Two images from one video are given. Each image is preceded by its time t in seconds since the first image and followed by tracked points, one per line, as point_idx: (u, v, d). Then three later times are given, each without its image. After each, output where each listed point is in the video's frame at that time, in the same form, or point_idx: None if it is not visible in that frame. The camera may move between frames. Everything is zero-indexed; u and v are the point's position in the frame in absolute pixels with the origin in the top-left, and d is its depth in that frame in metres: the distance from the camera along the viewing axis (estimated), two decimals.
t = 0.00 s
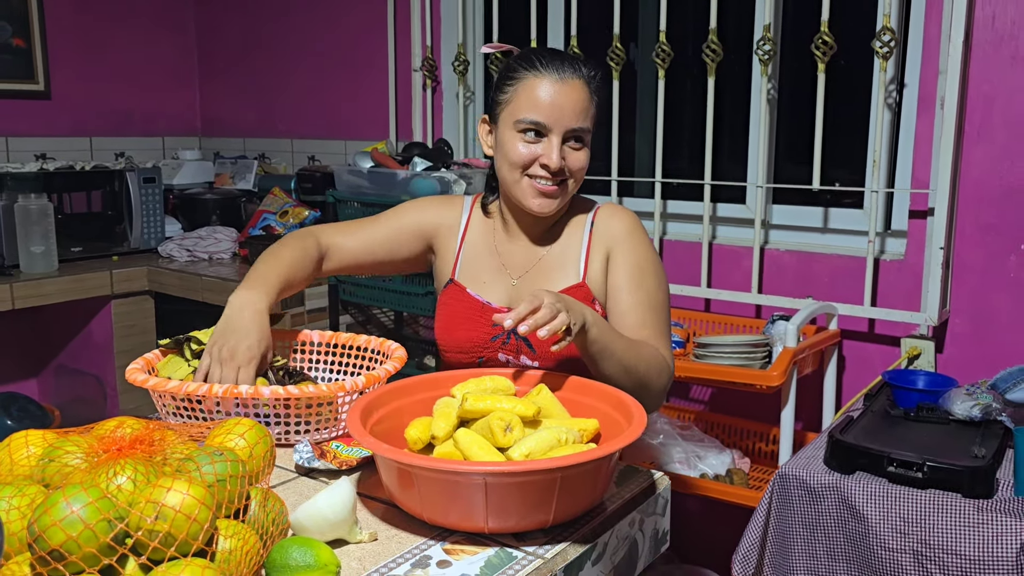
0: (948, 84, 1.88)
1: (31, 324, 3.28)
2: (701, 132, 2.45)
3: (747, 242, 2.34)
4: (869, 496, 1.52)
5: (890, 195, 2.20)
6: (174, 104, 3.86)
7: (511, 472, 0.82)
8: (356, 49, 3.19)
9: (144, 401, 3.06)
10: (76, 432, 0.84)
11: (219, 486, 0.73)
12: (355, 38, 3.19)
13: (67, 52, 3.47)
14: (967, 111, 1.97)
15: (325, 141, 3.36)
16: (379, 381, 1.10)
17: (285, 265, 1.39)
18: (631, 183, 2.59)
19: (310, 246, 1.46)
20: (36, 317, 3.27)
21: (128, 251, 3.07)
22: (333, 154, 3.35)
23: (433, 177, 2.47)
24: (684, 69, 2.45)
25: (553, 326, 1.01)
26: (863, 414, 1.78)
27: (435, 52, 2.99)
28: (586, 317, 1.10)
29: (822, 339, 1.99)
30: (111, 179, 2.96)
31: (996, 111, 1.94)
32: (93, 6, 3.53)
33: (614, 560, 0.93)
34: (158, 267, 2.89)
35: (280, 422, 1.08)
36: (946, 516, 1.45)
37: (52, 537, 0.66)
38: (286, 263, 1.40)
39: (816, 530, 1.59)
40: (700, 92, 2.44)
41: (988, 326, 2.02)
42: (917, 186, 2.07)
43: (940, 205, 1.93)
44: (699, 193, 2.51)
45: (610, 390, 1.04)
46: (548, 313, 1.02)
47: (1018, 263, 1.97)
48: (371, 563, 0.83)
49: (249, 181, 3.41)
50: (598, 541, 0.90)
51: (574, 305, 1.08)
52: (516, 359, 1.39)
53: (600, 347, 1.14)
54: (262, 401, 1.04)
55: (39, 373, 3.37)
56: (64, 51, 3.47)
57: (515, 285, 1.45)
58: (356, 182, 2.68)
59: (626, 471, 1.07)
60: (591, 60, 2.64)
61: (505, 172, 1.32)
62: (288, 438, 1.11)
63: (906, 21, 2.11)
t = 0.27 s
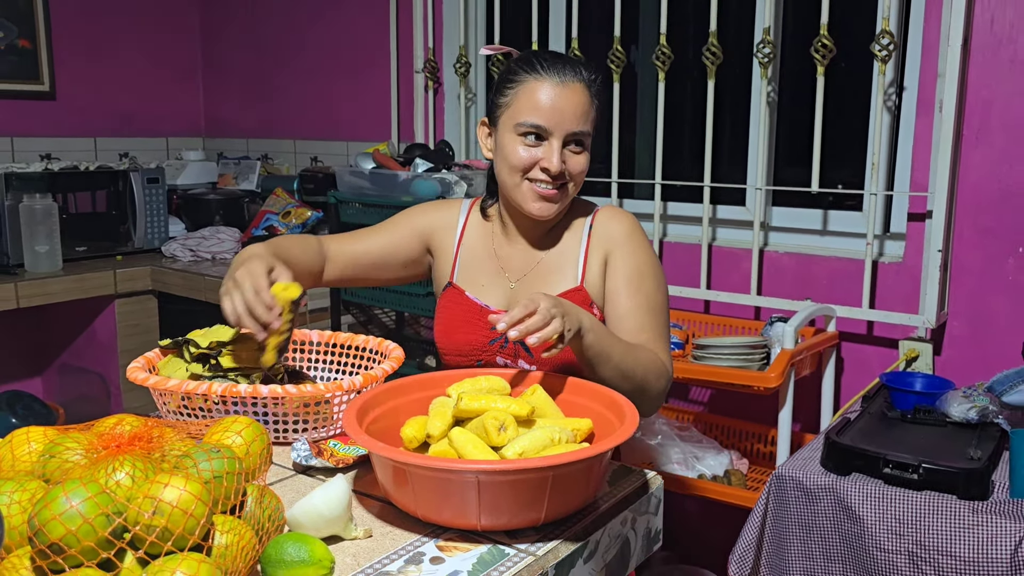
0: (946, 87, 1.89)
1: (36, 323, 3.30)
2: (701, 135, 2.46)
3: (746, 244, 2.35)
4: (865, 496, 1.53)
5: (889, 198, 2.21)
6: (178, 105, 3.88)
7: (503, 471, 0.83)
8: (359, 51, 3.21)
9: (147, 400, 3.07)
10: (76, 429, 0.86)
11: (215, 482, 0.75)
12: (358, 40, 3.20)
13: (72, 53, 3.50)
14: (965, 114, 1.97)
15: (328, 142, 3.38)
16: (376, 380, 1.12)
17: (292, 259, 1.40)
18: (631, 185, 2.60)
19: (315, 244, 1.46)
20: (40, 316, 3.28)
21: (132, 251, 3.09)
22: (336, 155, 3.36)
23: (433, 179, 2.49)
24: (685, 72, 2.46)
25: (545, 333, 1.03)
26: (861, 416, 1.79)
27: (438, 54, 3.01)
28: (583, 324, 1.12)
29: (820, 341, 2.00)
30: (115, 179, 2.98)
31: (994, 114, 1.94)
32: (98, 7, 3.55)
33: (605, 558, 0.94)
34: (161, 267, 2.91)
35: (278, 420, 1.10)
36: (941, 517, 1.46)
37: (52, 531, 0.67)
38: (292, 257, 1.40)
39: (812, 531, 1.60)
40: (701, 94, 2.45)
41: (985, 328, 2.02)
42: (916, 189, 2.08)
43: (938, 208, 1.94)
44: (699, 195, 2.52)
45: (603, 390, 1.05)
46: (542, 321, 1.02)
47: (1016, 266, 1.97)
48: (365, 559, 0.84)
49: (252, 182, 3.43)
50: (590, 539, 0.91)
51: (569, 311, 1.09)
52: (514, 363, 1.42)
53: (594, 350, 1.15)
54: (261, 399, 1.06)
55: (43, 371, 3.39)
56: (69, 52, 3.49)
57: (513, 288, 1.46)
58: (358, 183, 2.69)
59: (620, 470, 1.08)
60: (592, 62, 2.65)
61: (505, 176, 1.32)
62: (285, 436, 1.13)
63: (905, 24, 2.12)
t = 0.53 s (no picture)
0: (949, 89, 1.90)
1: (46, 321, 3.34)
2: (706, 136, 2.48)
3: (750, 244, 2.37)
4: (865, 495, 1.54)
5: (892, 199, 2.22)
6: (187, 105, 3.91)
7: (503, 465, 0.84)
8: (366, 51, 3.23)
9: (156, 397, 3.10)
10: (87, 422, 0.88)
11: (222, 474, 0.77)
12: (365, 41, 3.23)
13: (83, 54, 3.53)
14: (968, 116, 1.98)
15: (336, 142, 3.41)
16: (381, 377, 1.14)
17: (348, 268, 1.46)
18: (636, 186, 2.61)
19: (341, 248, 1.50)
20: (50, 313, 3.32)
21: (141, 249, 3.12)
22: (343, 155, 3.39)
23: (440, 178, 2.50)
24: (689, 73, 2.47)
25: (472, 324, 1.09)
26: (862, 416, 1.80)
27: (444, 55, 3.03)
28: (545, 308, 1.15)
29: (822, 341, 2.01)
30: (125, 179, 3.01)
31: (997, 117, 1.95)
32: (109, 8, 3.59)
33: (604, 552, 0.96)
34: (170, 266, 2.94)
35: (284, 416, 1.12)
36: (941, 516, 1.47)
37: (62, 520, 0.69)
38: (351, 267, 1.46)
39: (813, 529, 1.61)
40: (705, 96, 2.46)
41: (988, 329, 2.03)
42: (919, 190, 2.09)
43: (940, 209, 1.94)
44: (704, 196, 2.54)
45: (603, 387, 1.07)
46: (477, 293, 1.07)
47: (1018, 267, 1.98)
48: (368, 551, 0.86)
49: (260, 181, 3.46)
50: (588, 533, 0.93)
51: (528, 291, 1.12)
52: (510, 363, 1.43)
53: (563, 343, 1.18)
54: (267, 395, 1.08)
55: (53, 368, 3.43)
56: (80, 52, 3.52)
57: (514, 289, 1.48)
58: (365, 183, 2.71)
59: (620, 466, 1.10)
60: (597, 63, 2.67)
61: (507, 175, 1.34)
62: (291, 431, 1.14)
63: (908, 27, 2.13)
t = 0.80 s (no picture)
0: (943, 90, 1.91)
1: (48, 319, 3.35)
2: (703, 137, 2.49)
3: (746, 244, 2.38)
4: (859, 492, 1.56)
5: (888, 199, 2.24)
6: (189, 104, 3.93)
7: (497, 457, 0.86)
8: (366, 52, 3.25)
9: (157, 394, 3.12)
10: (88, 414, 0.89)
11: (220, 464, 0.79)
12: (366, 41, 3.25)
13: (85, 53, 3.55)
14: (962, 117, 2.00)
15: (336, 142, 3.42)
16: (377, 373, 1.16)
17: (358, 282, 1.38)
18: (634, 186, 2.63)
19: (352, 259, 1.42)
20: (52, 312, 3.34)
21: (143, 248, 3.14)
22: (343, 155, 3.40)
23: (439, 178, 2.51)
24: (687, 74, 2.48)
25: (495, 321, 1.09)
26: (857, 414, 1.81)
27: (444, 55, 3.04)
28: (562, 313, 1.15)
29: (819, 339, 2.02)
30: (127, 178, 3.03)
31: (991, 118, 1.97)
32: (111, 8, 3.61)
33: (596, 543, 0.98)
34: (171, 264, 2.96)
35: (282, 409, 1.14)
36: (933, 512, 1.49)
37: (64, 506, 0.71)
38: (362, 282, 1.37)
39: (807, 525, 1.63)
40: (703, 96, 2.48)
41: (983, 328, 2.04)
42: (914, 190, 2.11)
43: (934, 209, 1.96)
44: (701, 196, 2.55)
45: (594, 380, 1.09)
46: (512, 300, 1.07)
47: (1012, 267, 1.99)
48: (364, 541, 0.88)
49: (261, 181, 3.48)
50: (580, 524, 0.94)
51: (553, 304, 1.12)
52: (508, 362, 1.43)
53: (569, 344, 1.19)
54: (266, 389, 1.10)
55: (55, 366, 3.45)
56: (82, 52, 3.54)
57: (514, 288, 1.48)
58: (365, 183, 2.73)
59: (612, 459, 1.11)
60: (596, 64, 2.69)
61: (504, 173, 1.35)
62: (289, 425, 1.16)
63: (904, 29, 2.14)
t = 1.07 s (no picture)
0: (940, 93, 1.93)
1: (49, 321, 3.36)
2: (702, 139, 2.50)
3: (745, 246, 2.39)
4: (857, 492, 1.57)
5: (885, 201, 2.25)
6: (189, 106, 3.94)
7: (498, 455, 0.87)
8: (367, 53, 3.27)
9: (158, 396, 3.13)
10: (94, 413, 0.90)
11: (225, 462, 0.80)
12: (366, 44, 3.26)
13: (87, 56, 3.56)
14: (959, 119, 2.01)
15: (336, 143, 3.43)
16: (379, 373, 1.17)
17: (373, 290, 1.37)
18: (634, 188, 2.64)
19: (368, 267, 1.41)
20: (53, 314, 3.35)
21: (144, 250, 3.15)
22: (344, 156, 3.41)
23: (439, 180, 2.52)
24: (685, 77, 2.50)
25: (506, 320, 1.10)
26: (855, 415, 1.82)
27: (444, 57, 3.06)
28: (569, 313, 1.16)
29: (817, 340, 2.03)
30: (128, 180, 3.04)
31: (987, 120, 1.98)
32: (112, 10, 3.62)
33: (596, 541, 0.99)
34: (172, 266, 2.97)
35: (284, 409, 1.15)
36: (931, 512, 1.50)
37: (71, 503, 0.72)
38: (376, 289, 1.36)
39: (806, 525, 1.64)
40: (702, 99, 2.49)
41: (980, 330, 2.05)
42: (911, 192, 2.12)
43: (931, 210, 1.97)
44: (700, 197, 2.56)
45: (594, 380, 1.10)
46: (519, 297, 1.08)
47: (1009, 268, 2.00)
48: (366, 538, 0.89)
49: (262, 183, 3.50)
50: (580, 522, 0.95)
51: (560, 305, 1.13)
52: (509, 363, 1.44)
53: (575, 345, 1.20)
54: (268, 388, 1.11)
55: (57, 368, 3.45)
56: (83, 55, 3.55)
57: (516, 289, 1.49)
58: (365, 185, 2.74)
59: (612, 458, 1.12)
60: (595, 66, 2.70)
61: (506, 179, 1.36)
62: (291, 424, 1.17)
63: (901, 32, 2.16)
